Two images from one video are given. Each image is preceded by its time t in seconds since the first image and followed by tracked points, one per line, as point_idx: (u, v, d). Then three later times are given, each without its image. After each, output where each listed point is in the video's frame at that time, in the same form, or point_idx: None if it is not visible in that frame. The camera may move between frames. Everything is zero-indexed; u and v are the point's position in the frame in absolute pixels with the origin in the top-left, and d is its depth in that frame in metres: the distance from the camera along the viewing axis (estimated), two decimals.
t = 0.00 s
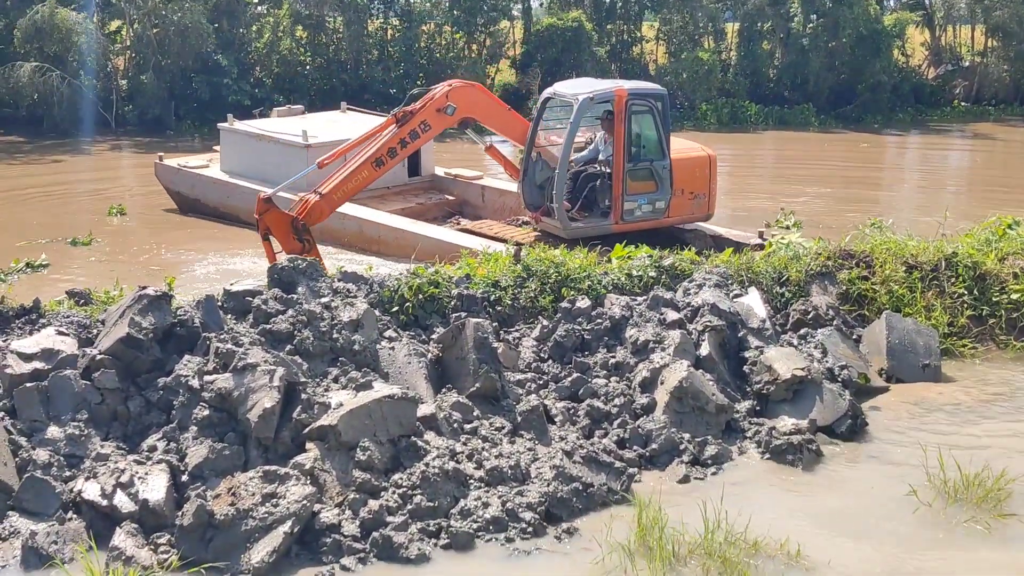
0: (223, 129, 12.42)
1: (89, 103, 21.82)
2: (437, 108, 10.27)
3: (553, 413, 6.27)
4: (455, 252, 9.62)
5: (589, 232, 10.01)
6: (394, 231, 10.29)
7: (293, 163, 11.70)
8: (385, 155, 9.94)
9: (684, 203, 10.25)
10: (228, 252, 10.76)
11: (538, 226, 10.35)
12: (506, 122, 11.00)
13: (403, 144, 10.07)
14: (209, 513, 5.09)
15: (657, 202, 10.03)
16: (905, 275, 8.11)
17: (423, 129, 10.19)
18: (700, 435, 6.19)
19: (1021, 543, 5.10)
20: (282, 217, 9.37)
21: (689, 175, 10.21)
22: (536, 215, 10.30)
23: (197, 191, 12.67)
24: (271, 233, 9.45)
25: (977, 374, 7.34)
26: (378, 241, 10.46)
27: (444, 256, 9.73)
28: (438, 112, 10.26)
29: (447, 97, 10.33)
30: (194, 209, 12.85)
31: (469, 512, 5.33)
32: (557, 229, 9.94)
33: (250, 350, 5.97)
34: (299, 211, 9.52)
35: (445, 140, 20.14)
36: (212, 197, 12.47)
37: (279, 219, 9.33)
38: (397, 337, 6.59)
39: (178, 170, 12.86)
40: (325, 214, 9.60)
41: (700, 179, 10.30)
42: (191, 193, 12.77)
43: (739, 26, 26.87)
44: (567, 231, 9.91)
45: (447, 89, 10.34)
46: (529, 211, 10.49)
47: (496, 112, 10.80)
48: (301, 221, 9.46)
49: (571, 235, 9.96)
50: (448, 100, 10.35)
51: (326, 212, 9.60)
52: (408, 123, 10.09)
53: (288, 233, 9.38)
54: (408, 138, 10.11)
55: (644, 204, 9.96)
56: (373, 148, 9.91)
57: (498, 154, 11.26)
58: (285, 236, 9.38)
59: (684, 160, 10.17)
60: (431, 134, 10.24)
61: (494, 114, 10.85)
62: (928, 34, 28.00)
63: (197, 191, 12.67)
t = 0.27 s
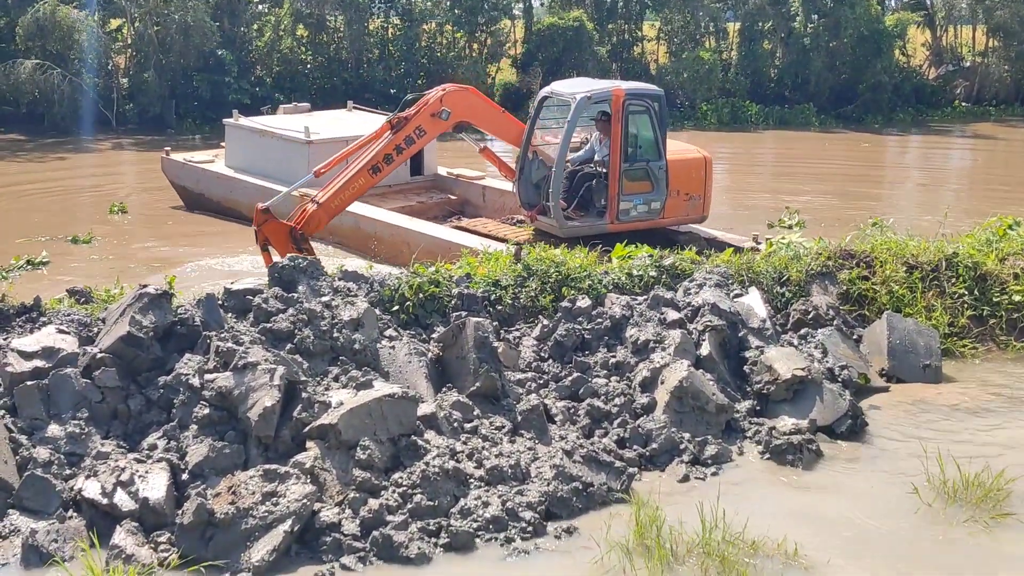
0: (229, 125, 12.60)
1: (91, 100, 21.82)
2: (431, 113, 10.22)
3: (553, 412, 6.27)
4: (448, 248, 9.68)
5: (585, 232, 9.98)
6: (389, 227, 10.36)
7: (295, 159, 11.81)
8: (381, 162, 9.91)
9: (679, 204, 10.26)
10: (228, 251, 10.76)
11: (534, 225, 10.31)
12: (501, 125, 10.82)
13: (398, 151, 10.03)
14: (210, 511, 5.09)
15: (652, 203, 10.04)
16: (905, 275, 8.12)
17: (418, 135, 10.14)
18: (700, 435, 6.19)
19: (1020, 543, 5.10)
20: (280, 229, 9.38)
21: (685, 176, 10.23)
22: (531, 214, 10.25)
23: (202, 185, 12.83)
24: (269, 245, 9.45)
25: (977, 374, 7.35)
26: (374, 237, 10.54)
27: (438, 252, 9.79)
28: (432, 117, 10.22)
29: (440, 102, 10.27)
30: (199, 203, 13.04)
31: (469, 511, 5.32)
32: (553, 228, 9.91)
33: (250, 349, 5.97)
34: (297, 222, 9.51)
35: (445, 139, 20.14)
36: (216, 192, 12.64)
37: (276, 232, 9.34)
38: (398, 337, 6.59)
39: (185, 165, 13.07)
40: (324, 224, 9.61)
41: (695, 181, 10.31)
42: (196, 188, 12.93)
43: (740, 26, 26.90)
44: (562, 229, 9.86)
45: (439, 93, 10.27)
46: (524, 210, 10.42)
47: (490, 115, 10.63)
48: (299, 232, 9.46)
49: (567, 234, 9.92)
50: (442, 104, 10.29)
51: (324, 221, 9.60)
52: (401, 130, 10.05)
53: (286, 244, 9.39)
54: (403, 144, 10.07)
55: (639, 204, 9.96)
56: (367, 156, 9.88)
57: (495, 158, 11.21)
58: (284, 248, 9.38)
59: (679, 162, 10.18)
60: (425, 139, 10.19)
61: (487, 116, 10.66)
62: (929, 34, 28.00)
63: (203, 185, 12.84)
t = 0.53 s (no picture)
0: (233, 123, 12.74)
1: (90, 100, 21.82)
2: (424, 118, 10.09)
3: (552, 413, 6.27)
4: (440, 244, 9.80)
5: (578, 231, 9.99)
6: (384, 223, 10.49)
7: (296, 156, 11.88)
8: (375, 168, 9.77)
9: (673, 207, 10.29)
10: (228, 251, 10.77)
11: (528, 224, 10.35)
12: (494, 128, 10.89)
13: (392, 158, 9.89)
14: (209, 511, 5.09)
15: (647, 203, 10.03)
16: (904, 276, 8.12)
17: (412, 141, 10.00)
18: (699, 435, 6.20)
19: (1018, 543, 5.10)
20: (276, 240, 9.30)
21: (680, 177, 10.28)
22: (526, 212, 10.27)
23: (206, 182, 12.99)
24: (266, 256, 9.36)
25: (976, 375, 7.35)
26: (370, 233, 10.68)
27: (430, 249, 9.90)
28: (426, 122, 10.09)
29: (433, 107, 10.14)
30: (202, 199, 13.20)
31: (468, 511, 5.32)
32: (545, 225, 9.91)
33: (250, 349, 5.97)
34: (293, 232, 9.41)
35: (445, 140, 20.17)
36: (219, 188, 12.80)
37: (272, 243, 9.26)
38: (397, 337, 6.60)
39: (190, 161, 13.27)
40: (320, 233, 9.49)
41: (690, 183, 10.35)
42: (200, 184, 13.07)
43: (740, 26, 26.93)
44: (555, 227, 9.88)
45: (431, 98, 10.15)
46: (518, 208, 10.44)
47: (483, 119, 10.68)
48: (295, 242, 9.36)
49: (560, 233, 9.94)
50: (435, 110, 10.18)
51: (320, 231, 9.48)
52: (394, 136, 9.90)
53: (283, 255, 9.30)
54: (397, 151, 9.93)
55: (633, 205, 9.96)
56: (361, 163, 9.75)
57: (486, 158, 11.13)
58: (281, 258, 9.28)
59: (674, 163, 10.23)
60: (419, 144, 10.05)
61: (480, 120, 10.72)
62: (929, 34, 28.03)
63: (206, 181, 12.98)
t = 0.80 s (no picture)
0: (235, 121, 12.81)
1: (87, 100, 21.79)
2: (415, 126, 10.00)
3: (550, 414, 6.28)
4: (434, 239, 9.94)
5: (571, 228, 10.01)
6: (379, 219, 10.64)
7: (296, 154, 11.94)
8: (370, 178, 9.65)
9: (669, 207, 10.30)
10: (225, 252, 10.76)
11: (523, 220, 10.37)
12: (487, 131, 10.83)
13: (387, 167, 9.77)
14: (206, 512, 5.09)
15: (641, 203, 10.06)
16: (901, 277, 8.14)
17: (405, 149, 9.91)
18: (696, 437, 6.20)
19: (1013, 543, 5.12)
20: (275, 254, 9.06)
21: (676, 178, 10.29)
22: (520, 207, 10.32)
23: (205, 179, 13.01)
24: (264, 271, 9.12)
25: (971, 375, 7.38)
26: (365, 230, 10.82)
27: (426, 243, 10.04)
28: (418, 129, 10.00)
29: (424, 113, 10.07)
30: (202, 197, 13.21)
31: (466, 512, 5.32)
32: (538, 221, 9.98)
33: (247, 350, 5.97)
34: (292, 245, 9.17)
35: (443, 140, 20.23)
36: (218, 185, 12.82)
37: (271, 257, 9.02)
38: (394, 338, 6.61)
39: (190, 159, 13.29)
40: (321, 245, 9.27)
41: (685, 184, 10.37)
42: (199, 182, 13.11)
43: (737, 27, 27.21)
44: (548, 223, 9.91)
45: (421, 105, 10.08)
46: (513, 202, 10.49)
47: (475, 123, 10.60)
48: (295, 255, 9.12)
49: (554, 230, 9.97)
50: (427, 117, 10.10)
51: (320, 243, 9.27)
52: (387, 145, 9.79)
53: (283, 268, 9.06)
54: (391, 159, 9.81)
55: (628, 203, 9.98)
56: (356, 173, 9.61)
57: (477, 158, 11.03)
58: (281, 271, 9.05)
59: (670, 164, 10.25)
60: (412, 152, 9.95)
61: (473, 124, 10.64)
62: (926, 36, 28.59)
63: (205, 179, 13.02)
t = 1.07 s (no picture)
0: (236, 121, 12.89)
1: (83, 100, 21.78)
2: (411, 135, 9.91)
3: (546, 415, 6.29)
4: (432, 233, 9.94)
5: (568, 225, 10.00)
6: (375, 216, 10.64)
7: (296, 153, 12.00)
8: (367, 190, 9.56)
9: (666, 206, 10.30)
10: (222, 253, 10.76)
11: (520, 217, 10.35)
12: (482, 133, 10.73)
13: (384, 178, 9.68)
14: (203, 512, 5.09)
15: (638, 201, 10.07)
16: (897, 278, 8.15)
17: (401, 158, 9.82)
18: (693, 438, 6.21)
19: (1008, 543, 5.13)
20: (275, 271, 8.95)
21: (673, 178, 10.30)
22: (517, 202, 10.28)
23: (204, 178, 13.04)
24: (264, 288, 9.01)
25: (967, 376, 7.39)
26: (361, 227, 10.81)
27: (424, 238, 10.04)
28: (414, 138, 9.91)
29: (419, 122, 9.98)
30: (202, 196, 13.19)
31: (462, 513, 5.32)
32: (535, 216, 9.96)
33: (243, 350, 5.96)
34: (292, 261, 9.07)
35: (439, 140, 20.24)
36: (216, 184, 12.84)
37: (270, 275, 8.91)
38: (390, 339, 6.61)
39: (190, 158, 13.27)
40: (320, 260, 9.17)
41: (683, 184, 10.37)
42: (198, 181, 13.13)
43: (734, 28, 27.34)
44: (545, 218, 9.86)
45: (416, 113, 9.98)
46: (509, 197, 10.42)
47: (469, 127, 10.49)
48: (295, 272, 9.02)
49: (550, 225, 9.93)
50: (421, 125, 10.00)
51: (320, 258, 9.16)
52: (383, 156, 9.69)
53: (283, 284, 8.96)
54: (387, 169, 9.73)
55: (625, 201, 10.00)
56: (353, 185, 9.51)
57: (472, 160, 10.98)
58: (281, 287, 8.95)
59: (668, 163, 10.27)
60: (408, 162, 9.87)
61: (467, 129, 10.53)
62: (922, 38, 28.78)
63: (204, 178, 13.04)
